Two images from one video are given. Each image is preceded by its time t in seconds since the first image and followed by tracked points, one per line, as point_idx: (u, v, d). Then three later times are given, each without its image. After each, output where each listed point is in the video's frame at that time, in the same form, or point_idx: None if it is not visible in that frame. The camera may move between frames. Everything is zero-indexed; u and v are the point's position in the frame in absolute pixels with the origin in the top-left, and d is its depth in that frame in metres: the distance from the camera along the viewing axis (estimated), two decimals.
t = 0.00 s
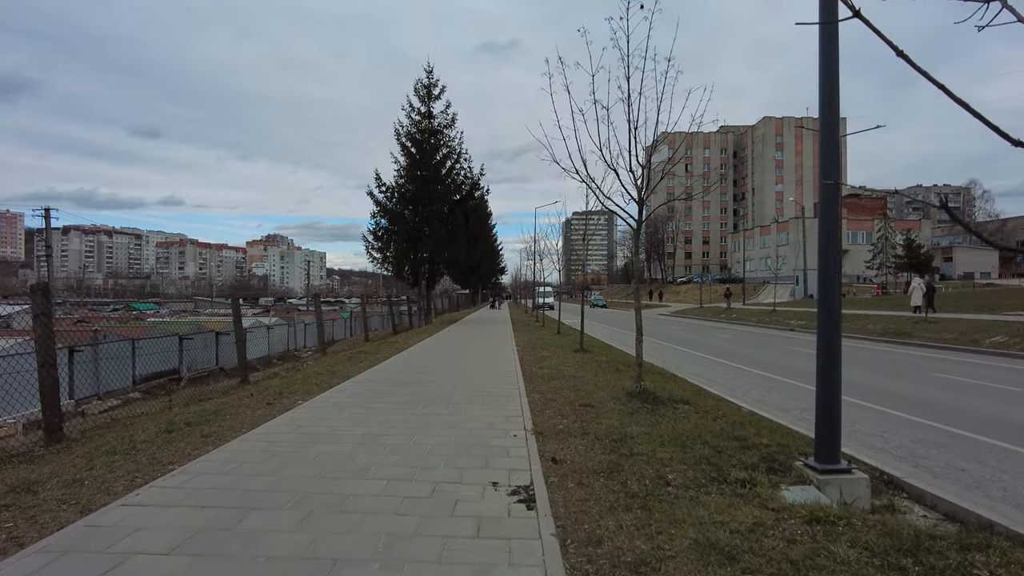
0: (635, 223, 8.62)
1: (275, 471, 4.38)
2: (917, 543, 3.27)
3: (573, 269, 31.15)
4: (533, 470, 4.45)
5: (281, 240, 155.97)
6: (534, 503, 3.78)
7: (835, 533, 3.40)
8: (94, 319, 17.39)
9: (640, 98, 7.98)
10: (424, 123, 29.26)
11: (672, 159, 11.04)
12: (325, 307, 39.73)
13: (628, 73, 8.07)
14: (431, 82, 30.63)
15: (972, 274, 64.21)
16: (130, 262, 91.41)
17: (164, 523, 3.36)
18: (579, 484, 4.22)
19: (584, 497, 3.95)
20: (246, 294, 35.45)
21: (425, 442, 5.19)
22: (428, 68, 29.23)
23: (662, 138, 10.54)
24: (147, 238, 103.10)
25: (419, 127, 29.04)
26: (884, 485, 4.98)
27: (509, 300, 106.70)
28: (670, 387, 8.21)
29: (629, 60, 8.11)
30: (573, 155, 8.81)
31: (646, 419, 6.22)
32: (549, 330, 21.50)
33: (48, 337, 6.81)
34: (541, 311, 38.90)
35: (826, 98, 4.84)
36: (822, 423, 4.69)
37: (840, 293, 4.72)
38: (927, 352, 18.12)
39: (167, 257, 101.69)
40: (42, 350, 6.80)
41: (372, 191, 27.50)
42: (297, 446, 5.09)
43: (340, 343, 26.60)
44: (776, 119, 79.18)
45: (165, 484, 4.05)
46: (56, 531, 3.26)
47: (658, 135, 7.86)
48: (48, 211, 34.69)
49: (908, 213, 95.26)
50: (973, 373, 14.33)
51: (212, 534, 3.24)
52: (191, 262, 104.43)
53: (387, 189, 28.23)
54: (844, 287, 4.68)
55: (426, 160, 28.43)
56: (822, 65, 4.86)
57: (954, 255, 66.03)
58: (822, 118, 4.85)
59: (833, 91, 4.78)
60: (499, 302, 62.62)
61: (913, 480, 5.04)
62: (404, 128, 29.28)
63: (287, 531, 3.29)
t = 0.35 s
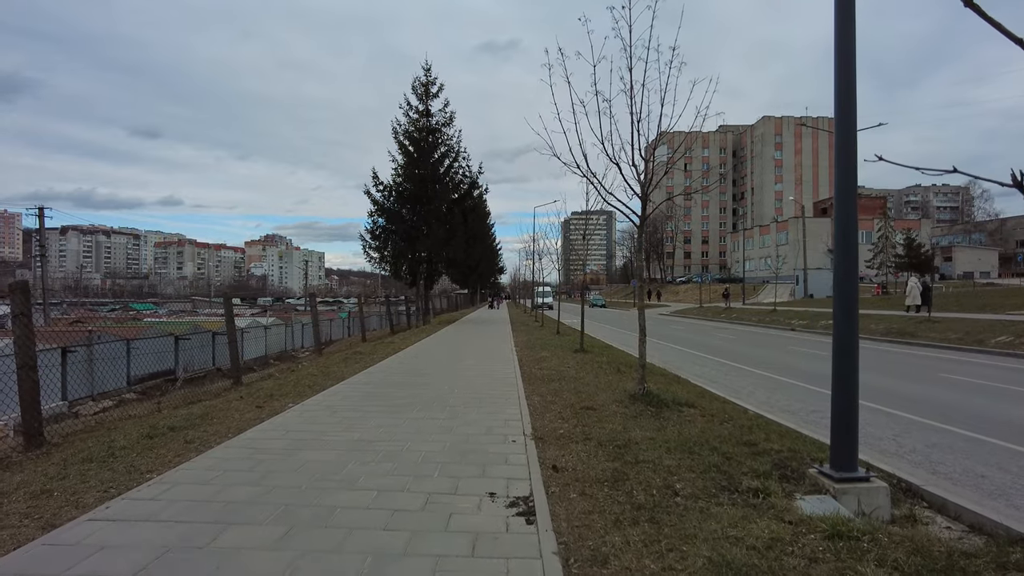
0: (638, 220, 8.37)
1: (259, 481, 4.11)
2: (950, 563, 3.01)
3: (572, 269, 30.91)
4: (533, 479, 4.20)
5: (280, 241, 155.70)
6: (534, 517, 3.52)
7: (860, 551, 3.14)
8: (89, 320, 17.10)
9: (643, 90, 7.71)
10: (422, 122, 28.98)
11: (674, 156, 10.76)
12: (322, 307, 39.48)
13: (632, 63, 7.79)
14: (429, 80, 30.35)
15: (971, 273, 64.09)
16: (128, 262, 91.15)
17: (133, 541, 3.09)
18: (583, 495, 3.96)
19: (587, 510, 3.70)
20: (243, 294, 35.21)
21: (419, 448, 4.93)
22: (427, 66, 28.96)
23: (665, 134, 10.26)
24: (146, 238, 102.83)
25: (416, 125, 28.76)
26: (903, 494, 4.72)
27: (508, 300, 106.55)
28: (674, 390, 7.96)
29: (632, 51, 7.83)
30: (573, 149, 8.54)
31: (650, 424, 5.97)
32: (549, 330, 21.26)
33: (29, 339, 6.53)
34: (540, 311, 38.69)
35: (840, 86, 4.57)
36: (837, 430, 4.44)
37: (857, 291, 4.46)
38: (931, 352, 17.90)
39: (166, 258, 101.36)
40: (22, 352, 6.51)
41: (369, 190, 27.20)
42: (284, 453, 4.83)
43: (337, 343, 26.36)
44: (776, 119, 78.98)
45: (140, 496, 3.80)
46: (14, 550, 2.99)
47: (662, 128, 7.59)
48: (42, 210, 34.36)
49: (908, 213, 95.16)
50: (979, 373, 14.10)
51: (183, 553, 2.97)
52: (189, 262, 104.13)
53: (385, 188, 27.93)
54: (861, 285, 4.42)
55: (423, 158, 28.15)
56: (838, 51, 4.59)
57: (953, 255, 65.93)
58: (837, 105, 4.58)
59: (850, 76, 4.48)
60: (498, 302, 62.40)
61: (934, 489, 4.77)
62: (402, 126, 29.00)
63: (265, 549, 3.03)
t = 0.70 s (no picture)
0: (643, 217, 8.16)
1: (244, 493, 3.87)
2: None
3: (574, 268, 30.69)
4: (535, 490, 3.96)
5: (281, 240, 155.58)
6: (536, 533, 3.29)
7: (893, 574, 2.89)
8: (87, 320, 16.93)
9: (647, 83, 7.49)
10: (422, 120, 28.72)
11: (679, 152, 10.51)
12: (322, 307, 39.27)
13: (635, 55, 7.56)
14: (428, 78, 30.11)
15: (974, 272, 63.76)
16: (128, 262, 90.91)
17: (104, 562, 2.86)
18: (588, 508, 3.74)
19: (592, 526, 3.46)
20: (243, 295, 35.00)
21: (415, 457, 4.68)
22: (426, 64, 28.71)
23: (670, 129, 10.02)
24: (147, 238, 102.66)
25: (416, 123, 28.51)
26: (924, 504, 4.48)
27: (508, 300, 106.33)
28: (680, 393, 7.72)
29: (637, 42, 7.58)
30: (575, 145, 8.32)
31: (657, 430, 5.74)
32: (550, 330, 21.03)
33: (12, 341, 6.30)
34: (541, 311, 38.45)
35: (858, 76, 4.34)
36: (855, 438, 4.21)
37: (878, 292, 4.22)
38: (937, 352, 17.64)
39: (166, 257, 101.14)
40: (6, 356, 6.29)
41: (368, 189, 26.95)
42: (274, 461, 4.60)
43: (336, 343, 26.16)
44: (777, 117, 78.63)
45: (117, 509, 3.56)
46: None
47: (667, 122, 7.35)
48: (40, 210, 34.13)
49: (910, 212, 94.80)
50: (989, 374, 13.83)
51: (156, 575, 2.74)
52: (190, 262, 103.93)
53: (384, 187, 27.69)
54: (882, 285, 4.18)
55: (423, 157, 27.90)
56: (856, 40, 4.36)
57: (955, 254, 65.62)
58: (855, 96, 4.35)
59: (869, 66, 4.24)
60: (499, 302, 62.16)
61: (957, 498, 4.53)
62: (402, 125, 28.76)
63: (245, 571, 2.79)
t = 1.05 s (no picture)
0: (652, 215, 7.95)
1: (235, 506, 3.65)
2: None
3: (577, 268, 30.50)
4: (544, 503, 3.74)
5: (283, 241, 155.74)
6: (546, 553, 3.07)
7: None
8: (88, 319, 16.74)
9: (657, 76, 7.23)
10: (424, 119, 28.50)
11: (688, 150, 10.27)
12: (324, 308, 39.12)
13: (645, 47, 7.30)
14: (431, 77, 29.89)
15: (979, 273, 63.52)
16: (131, 262, 90.79)
17: None
18: (600, 523, 3.52)
19: (607, 545, 3.23)
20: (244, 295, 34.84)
21: (418, 466, 4.45)
22: (428, 63, 28.50)
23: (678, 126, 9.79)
24: (150, 239, 102.69)
25: (418, 123, 28.30)
26: (955, 518, 4.22)
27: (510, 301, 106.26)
28: (689, 397, 7.50)
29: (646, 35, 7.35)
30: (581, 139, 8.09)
31: (669, 437, 5.50)
32: (554, 331, 20.81)
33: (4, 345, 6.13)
34: (544, 312, 38.26)
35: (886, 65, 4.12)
36: (883, 447, 3.96)
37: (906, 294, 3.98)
38: (946, 354, 17.42)
39: (168, 258, 101.14)
40: None
41: (370, 189, 26.75)
42: (269, 471, 4.38)
43: (338, 343, 26.01)
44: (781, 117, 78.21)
45: (97, 525, 3.33)
46: None
47: (678, 118, 7.12)
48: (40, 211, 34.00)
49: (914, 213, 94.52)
50: (1002, 376, 13.59)
51: None
52: (192, 262, 103.80)
53: (387, 187, 27.47)
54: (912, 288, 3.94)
55: (425, 157, 27.68)
56: (885, 31, 4.12)
57: (960, 254, 65.36)
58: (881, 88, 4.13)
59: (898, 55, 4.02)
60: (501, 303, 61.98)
61: (989, 511, 4.28)
62: (404, 124, 28.53)
63: None
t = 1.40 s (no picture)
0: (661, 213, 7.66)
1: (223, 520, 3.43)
2: None
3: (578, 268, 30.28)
4: (553, 518, 3.49)
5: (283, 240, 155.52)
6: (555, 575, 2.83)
7: None
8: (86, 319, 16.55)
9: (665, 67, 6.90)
10: (424, 118, 28.21)
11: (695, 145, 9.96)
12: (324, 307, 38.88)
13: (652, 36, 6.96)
14: (431, 75, 29.59)
15: (981, 274, 63.26)
16: (131, 262, 90.51)
17: None
18: (613, 540, 3.29)
19: (622, 566, 2.98)
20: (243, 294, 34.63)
21: (417, 476, 4.21)
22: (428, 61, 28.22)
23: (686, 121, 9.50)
24: (150, 238, 102.44)
25: (418, 121, 28.02)
26: (985, 532, 3.98)
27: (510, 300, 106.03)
28: (697, 401, 7.26)
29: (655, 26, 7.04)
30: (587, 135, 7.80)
31: (681, 444, 5.26)
32: (556, 331, 20.58)
33: None
34: (544, 312, 38.04)
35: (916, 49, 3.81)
36: (910, 459, 3.72)
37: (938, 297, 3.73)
38: (954, 355, 17.16)
39: (168, 257, 100.86)
40: None
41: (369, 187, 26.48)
42: (261, 481, 4.14)
43: (337, 343, 25.81)
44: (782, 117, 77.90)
45: (72, 543, 3.09)
46: None
47: (688, 113, 6.82)
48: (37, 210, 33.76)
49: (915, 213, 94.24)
50: (1012, 378, 13.35)
51: None
52: (192, 261, 103.57)
53: (386, 186, 27.21)
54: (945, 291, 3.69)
55: (425, 156, 27.39)
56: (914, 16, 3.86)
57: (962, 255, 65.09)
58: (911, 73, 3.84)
59: (929, 40, 3.71)
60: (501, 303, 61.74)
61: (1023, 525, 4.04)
62: (404, 122, 28.25)
63: None
